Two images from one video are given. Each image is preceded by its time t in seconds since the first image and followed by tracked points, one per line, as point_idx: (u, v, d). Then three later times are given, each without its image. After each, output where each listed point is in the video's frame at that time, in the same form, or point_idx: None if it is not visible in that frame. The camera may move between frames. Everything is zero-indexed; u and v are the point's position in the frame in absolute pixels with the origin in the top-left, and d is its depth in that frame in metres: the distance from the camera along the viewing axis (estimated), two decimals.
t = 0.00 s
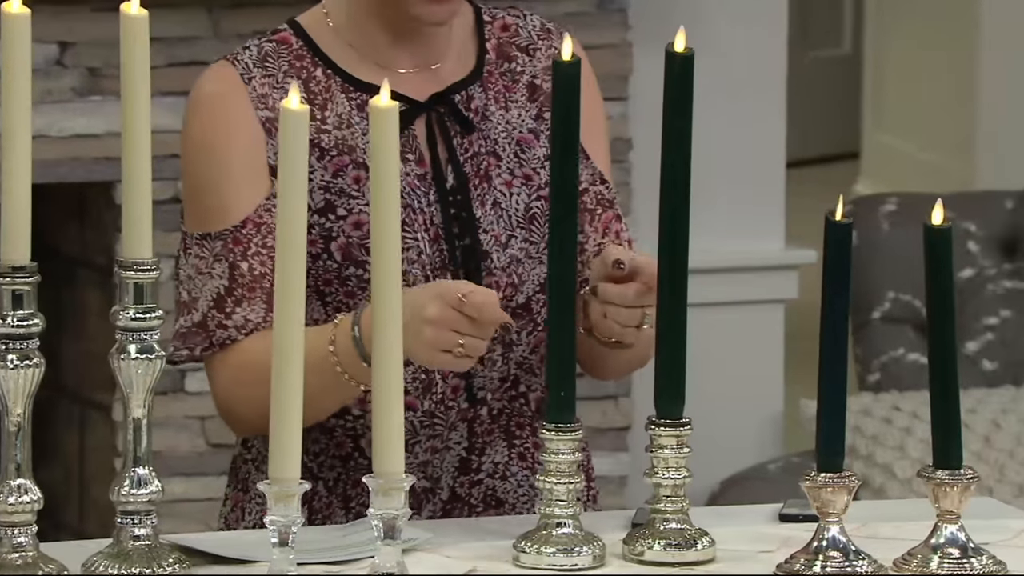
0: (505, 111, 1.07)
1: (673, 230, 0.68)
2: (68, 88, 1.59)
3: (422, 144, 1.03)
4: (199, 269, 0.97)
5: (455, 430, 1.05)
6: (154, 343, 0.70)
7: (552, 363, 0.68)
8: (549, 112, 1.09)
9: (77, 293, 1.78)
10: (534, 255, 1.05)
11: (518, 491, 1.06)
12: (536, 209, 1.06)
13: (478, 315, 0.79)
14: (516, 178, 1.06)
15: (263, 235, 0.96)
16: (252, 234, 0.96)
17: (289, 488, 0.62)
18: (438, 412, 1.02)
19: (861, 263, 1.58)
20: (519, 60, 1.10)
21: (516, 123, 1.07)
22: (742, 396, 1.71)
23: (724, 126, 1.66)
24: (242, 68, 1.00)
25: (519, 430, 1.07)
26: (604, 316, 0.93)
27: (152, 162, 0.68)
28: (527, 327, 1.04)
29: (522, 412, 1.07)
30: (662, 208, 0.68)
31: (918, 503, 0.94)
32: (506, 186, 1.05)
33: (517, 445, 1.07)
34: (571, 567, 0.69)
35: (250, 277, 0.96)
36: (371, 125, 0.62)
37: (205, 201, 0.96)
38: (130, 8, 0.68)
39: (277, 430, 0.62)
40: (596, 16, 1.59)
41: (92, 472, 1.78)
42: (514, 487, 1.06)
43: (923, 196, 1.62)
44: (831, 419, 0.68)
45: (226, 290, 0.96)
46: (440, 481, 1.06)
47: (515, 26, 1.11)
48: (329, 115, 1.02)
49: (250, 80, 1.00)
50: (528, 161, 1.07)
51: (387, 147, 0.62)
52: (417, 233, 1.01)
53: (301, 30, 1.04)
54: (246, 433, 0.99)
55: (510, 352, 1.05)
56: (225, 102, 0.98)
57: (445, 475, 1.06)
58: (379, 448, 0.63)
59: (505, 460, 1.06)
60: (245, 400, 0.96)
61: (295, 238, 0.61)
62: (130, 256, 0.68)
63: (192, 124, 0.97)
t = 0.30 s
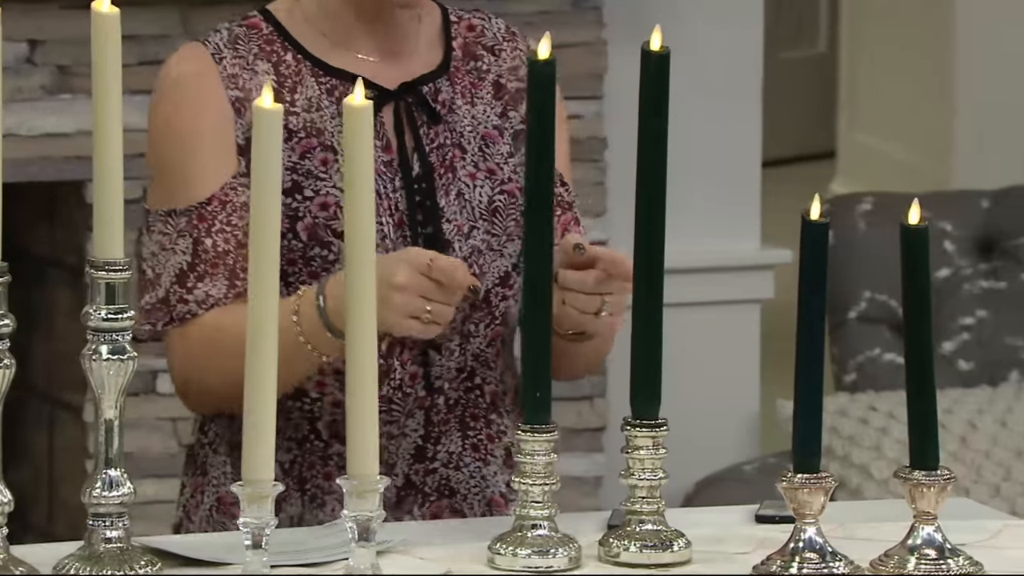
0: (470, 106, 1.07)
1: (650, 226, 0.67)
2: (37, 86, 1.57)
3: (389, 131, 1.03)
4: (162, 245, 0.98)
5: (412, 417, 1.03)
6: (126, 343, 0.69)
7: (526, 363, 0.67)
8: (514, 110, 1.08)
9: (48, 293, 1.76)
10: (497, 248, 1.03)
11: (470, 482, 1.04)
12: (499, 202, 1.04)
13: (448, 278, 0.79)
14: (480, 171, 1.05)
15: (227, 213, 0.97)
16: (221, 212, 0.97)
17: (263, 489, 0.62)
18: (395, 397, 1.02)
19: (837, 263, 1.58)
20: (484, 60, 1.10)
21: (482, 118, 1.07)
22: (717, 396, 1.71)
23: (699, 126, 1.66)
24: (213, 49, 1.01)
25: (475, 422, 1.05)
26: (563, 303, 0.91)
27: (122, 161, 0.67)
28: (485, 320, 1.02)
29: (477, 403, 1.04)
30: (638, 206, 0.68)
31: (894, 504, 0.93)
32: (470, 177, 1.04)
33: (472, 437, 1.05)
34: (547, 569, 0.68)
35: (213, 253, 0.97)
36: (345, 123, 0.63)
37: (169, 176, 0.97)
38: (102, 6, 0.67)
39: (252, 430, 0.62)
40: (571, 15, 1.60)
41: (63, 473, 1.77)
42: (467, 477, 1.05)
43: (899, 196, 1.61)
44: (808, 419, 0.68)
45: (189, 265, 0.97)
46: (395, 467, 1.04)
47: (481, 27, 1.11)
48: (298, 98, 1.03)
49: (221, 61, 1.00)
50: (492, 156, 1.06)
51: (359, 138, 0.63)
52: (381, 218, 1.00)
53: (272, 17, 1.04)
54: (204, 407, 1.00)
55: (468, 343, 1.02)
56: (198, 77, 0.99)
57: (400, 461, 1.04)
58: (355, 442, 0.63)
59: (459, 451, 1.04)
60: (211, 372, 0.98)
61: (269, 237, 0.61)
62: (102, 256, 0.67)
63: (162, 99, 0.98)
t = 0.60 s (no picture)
0: (433, 95, 1.02)
1: (625, 226, 0.67)
2: (7, 84, 1.56)
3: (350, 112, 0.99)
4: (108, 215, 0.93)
5: (363, 398, 0.97)
6: (97, 344, 0.68)
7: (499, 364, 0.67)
8: (477, 104, 1.04)
9: (17, 294, 1.74)
10: (454, 237, 0.99)
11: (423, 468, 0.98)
12: (459, 190, 1.00)
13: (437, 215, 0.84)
14: (440, 160, 1.00)
15: (177, 184, 0.93)
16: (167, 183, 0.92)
17: (235, 492, 0.62)
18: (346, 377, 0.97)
19: (814, 263, 1.57)
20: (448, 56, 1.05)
21: (444, 109, 1.02)
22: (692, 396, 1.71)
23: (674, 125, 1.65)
24: (175, 28, 0.97)
25: (428, 407, 0.99)
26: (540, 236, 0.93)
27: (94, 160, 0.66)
28: (440, 306, 0.99)
29: (431, 389, 0.99)
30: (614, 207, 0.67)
31: (870, 504, 0.93)
32: (430, 165, 1.00)
33: (425, 422, 0.99)
34: (521, 570, 0.67)
35: (158, 222, 0.92)
36: (319, 124, 0.62)
37: (120, 148, 0.93)
38: (72, 4, 0.66)
39: (222, 429, 0.62)
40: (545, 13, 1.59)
41: (34, 475, 1.75)
42: (419, 463, 0.99)
43: (874, 196, 1.61)
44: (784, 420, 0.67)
45: (130, 232, 0.92)
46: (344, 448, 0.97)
47: (445, 25, 1.06)
48: (260, 80, 0.99)
49: (182, 40, 0.97)
50: (453, 146, 1.01)
51: (334, 141, 0.62)
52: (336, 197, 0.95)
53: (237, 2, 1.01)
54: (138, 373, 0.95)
55: (422, 329, 0.99)
56: (153, 52, 0.95)
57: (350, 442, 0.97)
58: (328, 449, 0.63)
59: (412, 436, 0.98)
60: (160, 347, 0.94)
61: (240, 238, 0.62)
62: (72, 256, 0.66)
63: (116, 72, 0.94)
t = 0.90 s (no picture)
0: (395, 91, 1.07)
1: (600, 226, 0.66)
2: None
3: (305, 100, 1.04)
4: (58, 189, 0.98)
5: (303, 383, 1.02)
6: (67, 345, 0.67)
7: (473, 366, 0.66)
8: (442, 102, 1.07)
9: None
10: (404, 225, 1.03)
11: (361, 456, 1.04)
12: (412, 181, 1.04)
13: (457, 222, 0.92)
14: (394, 151, 1.04)
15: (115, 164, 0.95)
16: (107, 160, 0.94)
17: (207, 493, 0.61)
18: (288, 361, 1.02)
19: (789, 263, 1.57)
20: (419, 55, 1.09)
21: (405, 104, 1.06)
22: (666, 396, 1.70)
23: (648, 124, 1.65)
24: (135, 15, 1.02)
25: (372, 396, 1.03)
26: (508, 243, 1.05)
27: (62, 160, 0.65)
28: (388, 295, 1.03)
29: (375, 379, 1.03)
30: (588, 207, 0.66)
31: (845, 505, 0.93)
32: (383, 156, 1.04)
33: (367, 412, 1.03)
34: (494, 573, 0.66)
35: (91, 197, 0.96)
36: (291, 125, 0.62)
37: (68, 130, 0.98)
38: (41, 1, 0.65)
39: (193, 432, 0.61)
40: (518, 12, 1.57)
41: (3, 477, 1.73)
42: (360, 450, 1.04)
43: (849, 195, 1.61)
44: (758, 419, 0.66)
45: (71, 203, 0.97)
46: (285, 432, 1.02)
47: (419, 26, 1.10)
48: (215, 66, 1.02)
49: (138, 24, 1.02)
50: (410, 140, 1.05)
51: (307, 141, 0.61)
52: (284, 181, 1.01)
53: None
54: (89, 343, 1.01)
55: (369, 318, 1.03)
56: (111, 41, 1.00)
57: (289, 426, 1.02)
58: (299, 453, 0.62)
59: (353, 424, 1.03)
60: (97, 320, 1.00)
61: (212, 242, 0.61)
62: (41, 256, 0.65)
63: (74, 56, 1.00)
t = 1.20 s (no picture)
0: (349, 87, 1.05)
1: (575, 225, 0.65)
2: None
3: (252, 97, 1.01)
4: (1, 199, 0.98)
5: (251, 383, 1.00)
6: (37, 346, 0.66)
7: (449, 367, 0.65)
8: (400, 98, 1.05)
9: None
10: (353, 224, 1.01)
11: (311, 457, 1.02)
12: (362, 179, 1.02)
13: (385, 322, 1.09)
14: (345, 148, 1.03)
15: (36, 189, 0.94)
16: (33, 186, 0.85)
17: (180, 497, 0.61)
18: (236, 363, 0.99)
19: (767, 264, 1.57)
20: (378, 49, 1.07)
21: (359, 100, 1.04)
22: (641, 396, 1.70)
23: (623, 123, 1.65)
24: (81, 12, 1.01)
25: (322, 397, 1.02)
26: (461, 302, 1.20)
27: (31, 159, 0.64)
28: (339, 296, 1.01)
29: (326, 380, 1.02)
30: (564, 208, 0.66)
31: (821, 506, 0.92)
32: (334, 153, 1.02)
33: (318, 413, 1.02)
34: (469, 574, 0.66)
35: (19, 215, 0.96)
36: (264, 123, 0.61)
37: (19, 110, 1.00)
38: None
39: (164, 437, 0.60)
40: (491, 9, 1.55)
41: None
42: (311, 451, 1.03)
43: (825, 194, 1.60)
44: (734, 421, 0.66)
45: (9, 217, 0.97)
46: (232, 432, 0.99)
47: (380, 18, 1.08)
48: (159, 62, 1.01)
49: (82, 23, 1.01)
50: (362, 137, 1.03)
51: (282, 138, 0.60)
52: (226, 178, 1.00)
53: None
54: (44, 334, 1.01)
55: (320, 318, 1.02)
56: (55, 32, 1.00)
57: (238, 427, 0.99)
58: (273, 457, 0.61)
59: (304, 425, 1.02)
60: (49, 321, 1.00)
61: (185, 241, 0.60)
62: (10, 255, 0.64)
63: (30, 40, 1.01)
